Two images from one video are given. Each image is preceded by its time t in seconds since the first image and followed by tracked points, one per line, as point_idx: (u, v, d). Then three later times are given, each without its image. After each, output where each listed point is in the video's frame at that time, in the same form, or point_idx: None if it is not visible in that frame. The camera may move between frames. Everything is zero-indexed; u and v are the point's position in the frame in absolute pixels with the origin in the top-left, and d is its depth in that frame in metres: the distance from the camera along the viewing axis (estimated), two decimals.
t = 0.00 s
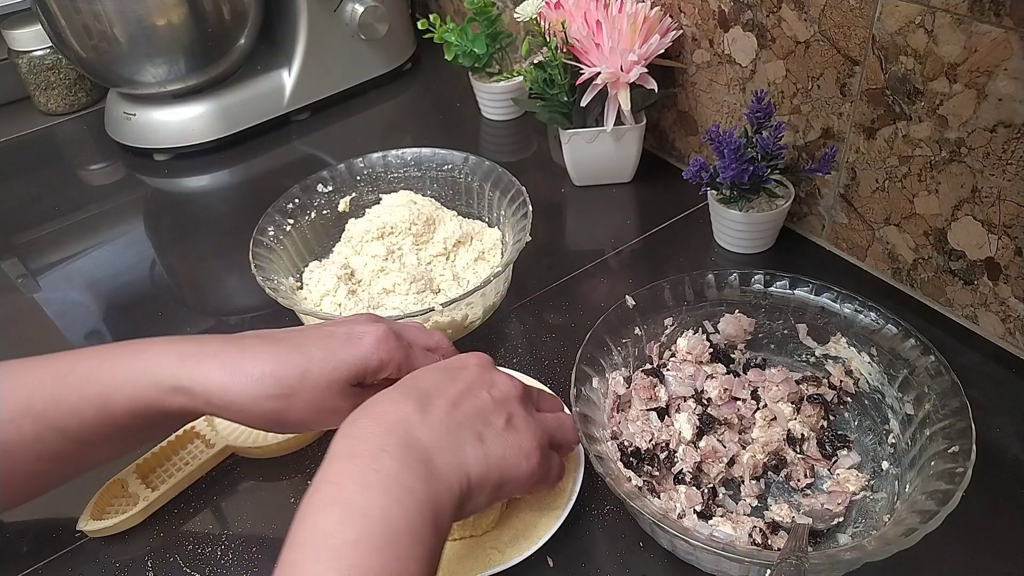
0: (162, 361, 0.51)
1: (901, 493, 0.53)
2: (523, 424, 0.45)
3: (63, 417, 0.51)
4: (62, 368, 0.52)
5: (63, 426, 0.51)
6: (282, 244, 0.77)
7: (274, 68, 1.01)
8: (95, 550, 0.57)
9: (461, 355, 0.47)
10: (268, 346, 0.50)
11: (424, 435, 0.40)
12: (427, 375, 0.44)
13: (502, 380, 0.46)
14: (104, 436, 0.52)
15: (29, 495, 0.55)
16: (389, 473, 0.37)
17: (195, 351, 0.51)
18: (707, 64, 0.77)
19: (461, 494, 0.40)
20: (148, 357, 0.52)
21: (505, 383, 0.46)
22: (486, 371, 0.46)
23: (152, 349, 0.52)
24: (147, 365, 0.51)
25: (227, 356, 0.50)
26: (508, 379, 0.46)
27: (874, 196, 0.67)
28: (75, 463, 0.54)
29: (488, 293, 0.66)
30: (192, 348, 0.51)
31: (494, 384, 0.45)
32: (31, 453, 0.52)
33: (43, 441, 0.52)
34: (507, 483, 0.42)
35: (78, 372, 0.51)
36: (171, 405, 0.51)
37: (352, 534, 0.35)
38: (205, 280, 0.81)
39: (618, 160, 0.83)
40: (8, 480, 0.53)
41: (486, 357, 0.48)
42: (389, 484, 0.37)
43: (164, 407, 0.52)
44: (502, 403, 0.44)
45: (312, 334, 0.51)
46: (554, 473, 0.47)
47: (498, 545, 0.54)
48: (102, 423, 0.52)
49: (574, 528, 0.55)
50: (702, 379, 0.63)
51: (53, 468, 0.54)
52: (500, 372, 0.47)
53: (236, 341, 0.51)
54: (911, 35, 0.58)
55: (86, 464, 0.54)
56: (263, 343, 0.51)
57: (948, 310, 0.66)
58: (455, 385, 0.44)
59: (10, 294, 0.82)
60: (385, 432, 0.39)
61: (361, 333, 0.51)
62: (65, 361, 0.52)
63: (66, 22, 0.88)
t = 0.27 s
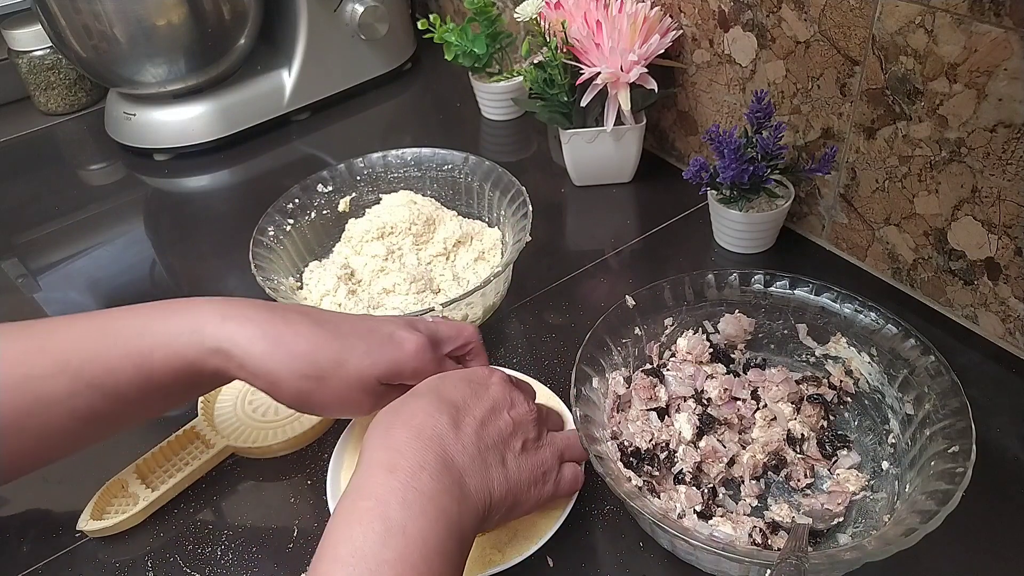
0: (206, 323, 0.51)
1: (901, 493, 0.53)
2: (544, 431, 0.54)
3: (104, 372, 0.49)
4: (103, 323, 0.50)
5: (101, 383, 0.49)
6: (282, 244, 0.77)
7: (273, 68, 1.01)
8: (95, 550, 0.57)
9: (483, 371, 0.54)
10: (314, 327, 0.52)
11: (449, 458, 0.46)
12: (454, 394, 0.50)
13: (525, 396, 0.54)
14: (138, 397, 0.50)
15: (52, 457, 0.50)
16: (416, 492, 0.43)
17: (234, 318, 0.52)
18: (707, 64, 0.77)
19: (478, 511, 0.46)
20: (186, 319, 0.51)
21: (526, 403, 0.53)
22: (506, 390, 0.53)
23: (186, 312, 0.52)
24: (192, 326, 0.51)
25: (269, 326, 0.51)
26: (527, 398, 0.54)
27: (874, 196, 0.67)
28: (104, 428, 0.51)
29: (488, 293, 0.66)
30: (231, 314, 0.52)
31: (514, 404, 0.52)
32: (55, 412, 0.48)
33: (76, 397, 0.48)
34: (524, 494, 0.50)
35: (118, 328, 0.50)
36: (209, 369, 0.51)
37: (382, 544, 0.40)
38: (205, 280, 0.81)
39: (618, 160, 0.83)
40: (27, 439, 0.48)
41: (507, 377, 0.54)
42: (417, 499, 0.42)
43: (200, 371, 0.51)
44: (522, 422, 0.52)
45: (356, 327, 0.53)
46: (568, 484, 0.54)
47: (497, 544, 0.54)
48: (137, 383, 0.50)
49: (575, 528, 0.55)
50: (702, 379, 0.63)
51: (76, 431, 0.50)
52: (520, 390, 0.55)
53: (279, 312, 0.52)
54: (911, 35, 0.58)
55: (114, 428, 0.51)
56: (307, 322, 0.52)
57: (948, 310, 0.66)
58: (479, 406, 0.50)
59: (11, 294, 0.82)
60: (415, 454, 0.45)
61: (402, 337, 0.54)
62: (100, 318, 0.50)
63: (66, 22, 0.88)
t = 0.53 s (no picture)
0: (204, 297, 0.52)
1: (901, 493, 0.53)
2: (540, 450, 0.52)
3: (100, 349, 0.50)
4: (99, 302, 0.52)
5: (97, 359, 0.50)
6: (282, 244, 0.77)
7: (273, 68, 1.01)
8: (95, 551, 0.57)
9: (476, 391, 0.51)
10: (316, 310, 0.52)
11: (459, 500, 0.44)
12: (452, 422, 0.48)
13: (521, 415, 0.52)
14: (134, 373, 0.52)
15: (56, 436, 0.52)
16: (429, 546, 0.41)
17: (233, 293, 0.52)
18: (707, 64, 0.77)
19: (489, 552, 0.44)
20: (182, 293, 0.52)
21: (523, 423, 0.51)
22: (502, 409, 0.51)
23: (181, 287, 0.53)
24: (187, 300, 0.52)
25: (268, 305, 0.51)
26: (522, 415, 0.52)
27: (874, 196, 0.67)
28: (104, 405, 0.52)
29: (488, 293, 0.66)
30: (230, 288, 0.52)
31: (514, 427, 0.50)
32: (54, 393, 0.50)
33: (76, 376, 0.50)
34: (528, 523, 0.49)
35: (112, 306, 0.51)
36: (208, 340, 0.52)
37: None
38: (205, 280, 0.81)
39: (618, 160, 0.83)
40: (32, 418, 0.50)
41: (501, 394, 0.52)
42: (423, 550, 0.40)
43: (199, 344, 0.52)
44: (522, 445, 0.50)
45: (358, 316, 0.53)
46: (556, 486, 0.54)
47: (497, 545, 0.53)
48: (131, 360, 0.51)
49: (574, 528, 0.55)
50: (702, 379, 0.63)
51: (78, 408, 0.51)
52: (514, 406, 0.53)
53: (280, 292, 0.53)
54: (911, 35, 0.58)
55: (114, 405, 0.53)
56: (308, 304, 0.52)
57: (948, 310, 0.66)
58: (479, 434, 0.48)
59: (10, 294, 0.82)
60: (424, 499, 0.43)
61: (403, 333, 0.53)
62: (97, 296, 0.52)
63: (67, 22, 0.88)
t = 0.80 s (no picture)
0: (189, 322, 0.50)
1: (901, 493, 0.53)
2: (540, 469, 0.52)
3: (85, 373, 0.50)
4: (86, 323, 0.51)
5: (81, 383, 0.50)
6: (282, 244, 0.77)
7: (273, 68, 1.01)
8: (95, 551, 0.57)
9: (463, 418, 0.53)
10: (308, 325, 0.50)
11: (432, 522, 0.45)
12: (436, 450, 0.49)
13: (511, 436, 0.52)
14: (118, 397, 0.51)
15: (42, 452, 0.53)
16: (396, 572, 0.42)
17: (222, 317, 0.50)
18: (707, 64, 0.77)
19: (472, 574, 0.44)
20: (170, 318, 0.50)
21: (514, 444, 0.51)
22: (490, 433, 0.51)
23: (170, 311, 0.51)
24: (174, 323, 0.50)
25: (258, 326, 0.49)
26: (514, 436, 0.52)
27: (874, 196, 0.67)
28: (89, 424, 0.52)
29: (488, 293, 0.66)
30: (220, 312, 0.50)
31: (502, 448, 0.51)
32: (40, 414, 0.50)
33: (62, 398, 0.50)
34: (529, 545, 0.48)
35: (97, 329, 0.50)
36: (194, 367, 0.50)
37: None
38: (205, 280, 0.81)
39: (618, 160, 0.83)
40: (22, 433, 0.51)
41: (490, 418, 0.53)
42: None
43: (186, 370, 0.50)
44: (514, 465, 0.50)
45: (350, 322, 0.51)
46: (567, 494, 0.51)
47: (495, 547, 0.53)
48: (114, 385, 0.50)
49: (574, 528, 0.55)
50: (702, 379, 0.63)
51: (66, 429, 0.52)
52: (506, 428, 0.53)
53: (269, 311, 0.51)
54: (911, 36, 0.58)
55: (100, 426, 0.52)
56: (300, 319, 0.50)
57: (948, 310, 0.66)
58: (462, 459, 0.49)
59: (10, 294, 0.82)
60: (395, 524, 0.44)
61: (396, 332, 0.52)
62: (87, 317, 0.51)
63: (66, 22, 0.88)
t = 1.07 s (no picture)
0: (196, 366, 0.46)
1: (901, 493, 0.53)
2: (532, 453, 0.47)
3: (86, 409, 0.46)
4: (87, 355, 0.46)
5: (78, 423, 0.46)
6: (282, 244, 0.77)
7: (273, 68, 1.01)
8: (95, 551, 0.57)
9: (456, 397, 0.47)
10: (312, 345, 0.47)
11: (412, 515, 0.39)
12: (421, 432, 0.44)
13: (507, 415, 0.46)
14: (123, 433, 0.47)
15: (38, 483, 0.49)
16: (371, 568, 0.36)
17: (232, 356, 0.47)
18: (707, 64, 0.77)
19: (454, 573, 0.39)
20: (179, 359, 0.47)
21: (507, 422, 0.46)
22: (483, 412, 0.46)
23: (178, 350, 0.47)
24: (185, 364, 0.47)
25: (268, 358, 0.47)
26: (509, 414, 0.46)
27: (874, 196, 0.67)
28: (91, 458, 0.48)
29: (488, 293, 0.66)
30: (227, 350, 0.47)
31: (495, 429, 0.45)
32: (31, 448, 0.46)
33: (59, 431, 0.46)
34: (514, 530, 0.43)
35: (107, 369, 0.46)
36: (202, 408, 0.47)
37: None
38: (205, 280, 0.81)
39: (618, 160, 0.83)
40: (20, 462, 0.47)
41: (484, 394, 0.47)
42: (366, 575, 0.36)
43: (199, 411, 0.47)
44: (506, 449, 0.45)
45: (349, 330, 0.49)
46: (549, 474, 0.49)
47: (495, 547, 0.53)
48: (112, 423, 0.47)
49: (574, 528, 0.55)
50: (702, 379, 0.63)
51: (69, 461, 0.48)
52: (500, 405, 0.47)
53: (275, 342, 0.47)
54: (911, 36, 0.58)
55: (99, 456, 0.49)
56: (307, 341, 0.47)
57: (948, 310, 0.66)
58: (450, 442, 0.43)
59: (11, 294, 0.82)
60: (371, 519, 0.38)
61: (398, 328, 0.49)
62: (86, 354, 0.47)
63: (66, 22, 0.88)
